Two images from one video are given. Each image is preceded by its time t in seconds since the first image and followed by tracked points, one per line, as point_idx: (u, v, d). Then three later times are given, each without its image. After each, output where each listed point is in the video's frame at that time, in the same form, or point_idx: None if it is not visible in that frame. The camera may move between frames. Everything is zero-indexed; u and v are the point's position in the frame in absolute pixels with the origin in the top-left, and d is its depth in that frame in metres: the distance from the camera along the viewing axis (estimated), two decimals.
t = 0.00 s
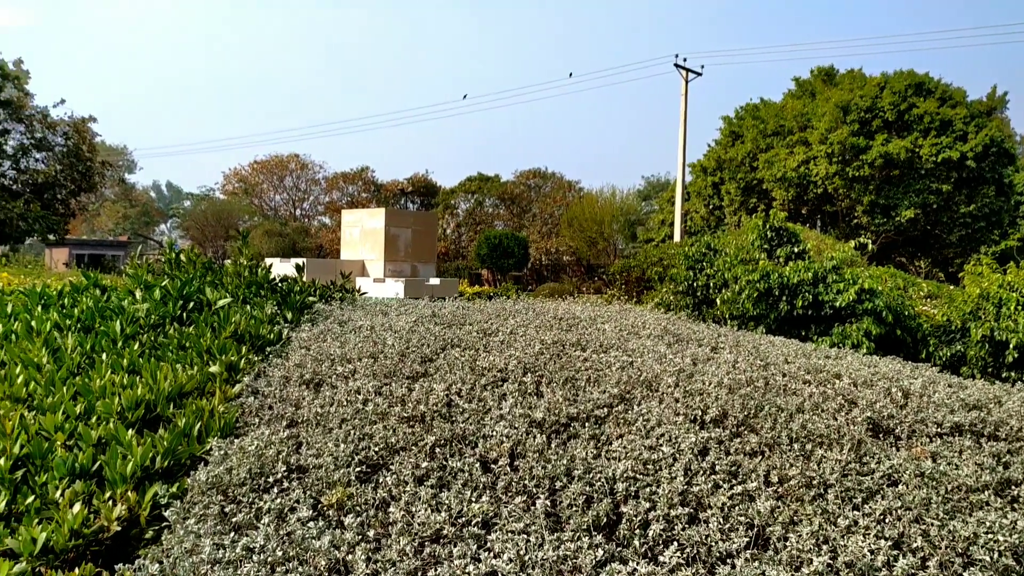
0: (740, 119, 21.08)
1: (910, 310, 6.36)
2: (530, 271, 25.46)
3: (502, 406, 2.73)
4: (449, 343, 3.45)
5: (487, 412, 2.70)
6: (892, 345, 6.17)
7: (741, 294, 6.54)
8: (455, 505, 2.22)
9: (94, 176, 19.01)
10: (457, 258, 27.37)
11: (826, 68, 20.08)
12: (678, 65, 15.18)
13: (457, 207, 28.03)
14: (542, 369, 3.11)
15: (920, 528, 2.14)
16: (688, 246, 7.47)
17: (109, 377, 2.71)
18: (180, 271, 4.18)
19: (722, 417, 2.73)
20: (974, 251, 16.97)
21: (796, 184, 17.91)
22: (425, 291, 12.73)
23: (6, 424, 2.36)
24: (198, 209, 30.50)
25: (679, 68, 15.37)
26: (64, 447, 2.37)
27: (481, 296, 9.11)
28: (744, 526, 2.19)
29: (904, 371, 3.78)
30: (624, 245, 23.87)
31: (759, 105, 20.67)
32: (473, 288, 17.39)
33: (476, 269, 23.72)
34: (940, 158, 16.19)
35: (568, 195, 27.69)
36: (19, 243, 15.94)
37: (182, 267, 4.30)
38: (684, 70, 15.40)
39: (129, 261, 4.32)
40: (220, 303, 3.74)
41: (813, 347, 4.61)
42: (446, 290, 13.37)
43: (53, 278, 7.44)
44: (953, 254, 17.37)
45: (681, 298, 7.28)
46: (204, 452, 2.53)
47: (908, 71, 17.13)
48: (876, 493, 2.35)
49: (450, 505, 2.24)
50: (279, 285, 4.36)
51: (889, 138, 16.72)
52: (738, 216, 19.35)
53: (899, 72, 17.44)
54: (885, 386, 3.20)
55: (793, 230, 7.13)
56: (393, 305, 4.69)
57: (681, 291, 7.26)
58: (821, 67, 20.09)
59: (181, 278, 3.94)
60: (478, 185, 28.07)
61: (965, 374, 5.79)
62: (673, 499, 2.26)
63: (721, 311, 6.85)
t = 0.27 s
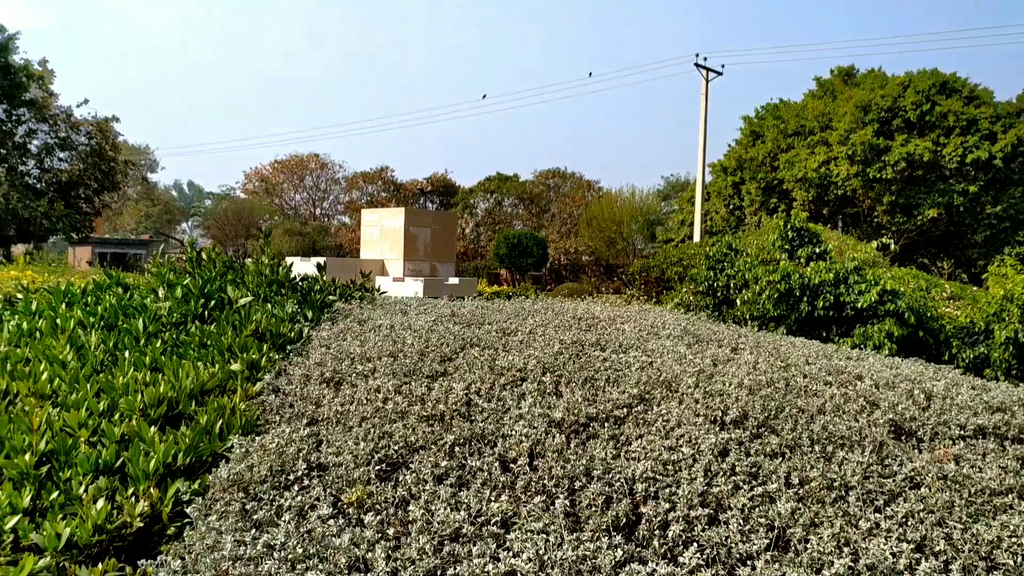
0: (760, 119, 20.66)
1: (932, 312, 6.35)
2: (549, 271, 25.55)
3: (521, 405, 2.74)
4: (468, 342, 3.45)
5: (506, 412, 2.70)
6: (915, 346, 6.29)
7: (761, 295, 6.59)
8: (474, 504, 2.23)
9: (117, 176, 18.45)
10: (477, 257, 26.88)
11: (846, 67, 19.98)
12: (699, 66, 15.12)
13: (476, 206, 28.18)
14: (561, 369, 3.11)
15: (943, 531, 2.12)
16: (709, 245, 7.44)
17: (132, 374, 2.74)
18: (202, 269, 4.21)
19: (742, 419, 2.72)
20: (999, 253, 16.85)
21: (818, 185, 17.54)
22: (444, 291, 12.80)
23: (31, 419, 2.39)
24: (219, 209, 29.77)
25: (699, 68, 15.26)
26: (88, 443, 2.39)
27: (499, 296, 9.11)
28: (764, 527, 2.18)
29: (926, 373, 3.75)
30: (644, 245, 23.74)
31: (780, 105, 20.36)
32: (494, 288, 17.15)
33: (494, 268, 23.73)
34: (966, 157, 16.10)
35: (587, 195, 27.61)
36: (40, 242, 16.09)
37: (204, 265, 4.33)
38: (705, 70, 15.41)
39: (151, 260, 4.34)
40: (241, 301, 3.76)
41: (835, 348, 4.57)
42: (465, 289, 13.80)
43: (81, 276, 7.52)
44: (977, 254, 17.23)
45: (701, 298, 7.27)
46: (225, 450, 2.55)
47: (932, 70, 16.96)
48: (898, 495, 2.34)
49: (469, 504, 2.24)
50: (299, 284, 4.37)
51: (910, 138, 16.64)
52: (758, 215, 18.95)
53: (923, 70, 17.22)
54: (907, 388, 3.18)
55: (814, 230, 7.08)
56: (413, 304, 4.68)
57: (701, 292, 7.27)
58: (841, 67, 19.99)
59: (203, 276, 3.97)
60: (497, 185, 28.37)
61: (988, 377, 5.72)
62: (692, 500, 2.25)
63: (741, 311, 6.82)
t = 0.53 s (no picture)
0: (779, 119, 20.44)
1: (955, 313, 6.29)
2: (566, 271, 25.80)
3: (539, 404, 2.74)
4: (485, 342, 3.46)
5: (524, 411, 2.71)
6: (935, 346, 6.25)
7: (780, 295, 6.58)
8: (491, 503, 2.23)
9: (138, 176, 18.65)
10: (493, 258, 27.50)
11: (867, 66, 19.93)
12: (717, 65, 15.03)
13: (492, 206, 28.35)
14: (578, 368, 3.11)
15: (963, 534, 2.11)
16: (727, 245, 7.42)
17: (152, 372, 2.76)
18: (222, 268, 4.24)
19: (761, 419, 2.71)
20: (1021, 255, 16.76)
21: (835, 185, 17.26)
22: (462, 289, 12.91)
23: (54, 416, 2.42)
24: (237, 206, 29.04)
25: (718, 67, 15.18)
26: (109, 440, 2.42)
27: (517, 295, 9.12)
28: (782, 528, 2.18)
29: (947, 375, 3.73)
30: (661, 245, 23.32)
31: (798, 105, 20.15)
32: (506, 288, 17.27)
33: (511, 267, 23.74)
34: (991, 157, 16.07)
35: (604, 195, 27.52)
36: (60, 241, 16.25)
37: (223, 264, 4.36)
38: (723, 69, 15.15)
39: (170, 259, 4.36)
40: (260, 300, 3.78)
41: (856, 348, 4.52)
42: (482, 289, 13.68)
43: (106, 274, 7.58)
44: (1000, 255, 17.08)
45: (719, 298, 7.25)
46: (245, 448, 2.57)
47: (955, 69, 16.94)
48: (918, 497, 2.32)
49: (487, 502, 2.25)
50: (317, 283, 4.38)
51: (932, 138, 16.57)
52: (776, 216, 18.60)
53: (945, 69, 17.14)
54: (927, 390, 3.16)
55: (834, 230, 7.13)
56: (430, 304, 4.69)
57: (719, 291, 7.24)
58: (862, 65, 19.97)
59: (223, 275, 3.99)
60: (515, 185, 28.63)
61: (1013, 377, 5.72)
62: (710, 500, 2.25)
63: (759, 311, 6.81)
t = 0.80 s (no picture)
0: (800, 118, 20.70)
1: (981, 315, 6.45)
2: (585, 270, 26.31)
3: (559, 404, 2.75)
4: (506, 341, 3.47)
5: (544, 410, 2.71)
6: (958, 347, 6.48)
7: (801, 295, 6.54)
8: (511, 502, 2.24)
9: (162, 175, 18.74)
10: (512, 258, 27.62)
11: (892, 64, 20.03)
12: (738, 63, 15.22)
13: (512, 205, 28.65)
14: (598, 368, 3.11)
15: (987, 536, 2.09)
16: (748, 245, 7.37)
17: (175, 370, 2.79)
18: (244, 267, 4.28)
19: (782, 420, 2.70)
20: None
21: (857, 184, 17.38)
22: (482, 288, 12.95)
23: (80, 414, 2.45)
24: (258, 205, 29.43)
25: (739, 65, 15.33)
26: (133, 438, 2.44)
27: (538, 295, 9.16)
28: (803, 529, 2.17)
29: (971, 376, 3.69)
30: (681, 245, 23.58)
31: (820, 104, 20.35)
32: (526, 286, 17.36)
33: (530, 267, 23.87)
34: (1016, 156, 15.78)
35: (624, 194, 27.56)
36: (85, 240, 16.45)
37: (245, 264, 4.39)
38: (745, 68, 15.41)
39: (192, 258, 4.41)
40: (282, 299, 3.81)
41: (878, 350, 4.48)
42: (500, 288, 13.52)
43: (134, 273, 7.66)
44: None
45: (740, 298, 7.16)
46: (267, 445, 2.59)
47: (984, 66, 16.36)
48: (940, 498, 2.31)
49: (507, 501, 2.25)
50: (338, 282, 4.40)
51: (960, 138, 16.34)
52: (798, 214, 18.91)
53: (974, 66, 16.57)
54: (950, 391, 3.14)
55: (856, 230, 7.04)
56: (449, 303, 4.72)
57: (740, 291, 7.16)
58: (888, 63, 20.05)
59: (244, 275, 4.03)
60: (533, 184, 28.52)
61: None
62: (731, 500, 2.25)
63: (780, 312, 6.76)
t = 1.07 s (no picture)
0: (822, 117, 20.60)
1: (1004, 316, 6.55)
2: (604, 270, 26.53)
3: (579, 404, 2.75)
4: (525, 341, 3.48)
5: (564, 410, 2.72)
6: (982, 348, 6.49)
7: (822, 295, 6.52)
8: (532, 500, 2.25)
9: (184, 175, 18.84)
10: (531, 256, 27.11)
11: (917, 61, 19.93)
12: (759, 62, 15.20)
13: (530, 205, 28.12)
14: (618, 368, 3.11)
15: (1011, 538, 2.08)
16: (768, 245, 7.37)
17: (198, 369, 2.83)
18: (265, 267, 4.31)
19: (803, 420, 2.70)
20: None
21: (881, 183, 17.13)
22: (500, 288, 12.95)
23: (105, 412, 2.48)
24: (279, 206, 29.56)
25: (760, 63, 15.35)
26: (157, 435, 2.47)
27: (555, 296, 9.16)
28: (825, 529, 2.16)
29: (994, 376, 3.66)
30: (700, 244, 23.98)
31: (842, 102, 20.28)
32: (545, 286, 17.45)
33: (548, 267, 23.86)
34: None
35: (643, 193, 27.58)
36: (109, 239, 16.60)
37: (265, 263, 4.41)
38: (765, 66, 15.50)
39: (214, 258, 4.46)
40: (302, 299, 3.83)
41: (901, 351, 4.48)
42: (520, 288, 13.62)
43: (157, 272, 7.74)
44: None
45: (760, 298, 7.18)
46: (290, 443, 2.61)
47: (1010, 66, 16.40)
48: (963, 500, 2.30)
49: (527, 500, 2.26)
50: (358, 282, 4.42)
51: (986, 136, 16.12)
52: (820, 213, 18.59)
53: (1000, 65, 16.59)
54: (973, 391, 3.12)
55: (876, 230, 7.11)
56: (468, 302, 4.73)
57: (760, 291, 7.18)
58: (913, 61, 19.96)
59: (265, 274, 4.06)
60: (553, 184, 28.34)
61: None
62: (752, 501, 2.25)
63: (800, 311, 6.80)
